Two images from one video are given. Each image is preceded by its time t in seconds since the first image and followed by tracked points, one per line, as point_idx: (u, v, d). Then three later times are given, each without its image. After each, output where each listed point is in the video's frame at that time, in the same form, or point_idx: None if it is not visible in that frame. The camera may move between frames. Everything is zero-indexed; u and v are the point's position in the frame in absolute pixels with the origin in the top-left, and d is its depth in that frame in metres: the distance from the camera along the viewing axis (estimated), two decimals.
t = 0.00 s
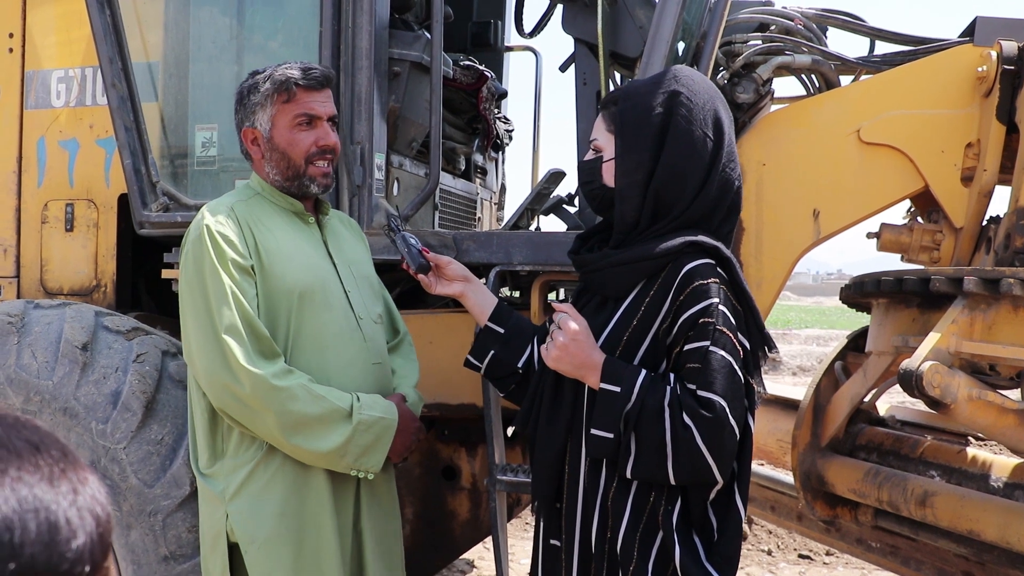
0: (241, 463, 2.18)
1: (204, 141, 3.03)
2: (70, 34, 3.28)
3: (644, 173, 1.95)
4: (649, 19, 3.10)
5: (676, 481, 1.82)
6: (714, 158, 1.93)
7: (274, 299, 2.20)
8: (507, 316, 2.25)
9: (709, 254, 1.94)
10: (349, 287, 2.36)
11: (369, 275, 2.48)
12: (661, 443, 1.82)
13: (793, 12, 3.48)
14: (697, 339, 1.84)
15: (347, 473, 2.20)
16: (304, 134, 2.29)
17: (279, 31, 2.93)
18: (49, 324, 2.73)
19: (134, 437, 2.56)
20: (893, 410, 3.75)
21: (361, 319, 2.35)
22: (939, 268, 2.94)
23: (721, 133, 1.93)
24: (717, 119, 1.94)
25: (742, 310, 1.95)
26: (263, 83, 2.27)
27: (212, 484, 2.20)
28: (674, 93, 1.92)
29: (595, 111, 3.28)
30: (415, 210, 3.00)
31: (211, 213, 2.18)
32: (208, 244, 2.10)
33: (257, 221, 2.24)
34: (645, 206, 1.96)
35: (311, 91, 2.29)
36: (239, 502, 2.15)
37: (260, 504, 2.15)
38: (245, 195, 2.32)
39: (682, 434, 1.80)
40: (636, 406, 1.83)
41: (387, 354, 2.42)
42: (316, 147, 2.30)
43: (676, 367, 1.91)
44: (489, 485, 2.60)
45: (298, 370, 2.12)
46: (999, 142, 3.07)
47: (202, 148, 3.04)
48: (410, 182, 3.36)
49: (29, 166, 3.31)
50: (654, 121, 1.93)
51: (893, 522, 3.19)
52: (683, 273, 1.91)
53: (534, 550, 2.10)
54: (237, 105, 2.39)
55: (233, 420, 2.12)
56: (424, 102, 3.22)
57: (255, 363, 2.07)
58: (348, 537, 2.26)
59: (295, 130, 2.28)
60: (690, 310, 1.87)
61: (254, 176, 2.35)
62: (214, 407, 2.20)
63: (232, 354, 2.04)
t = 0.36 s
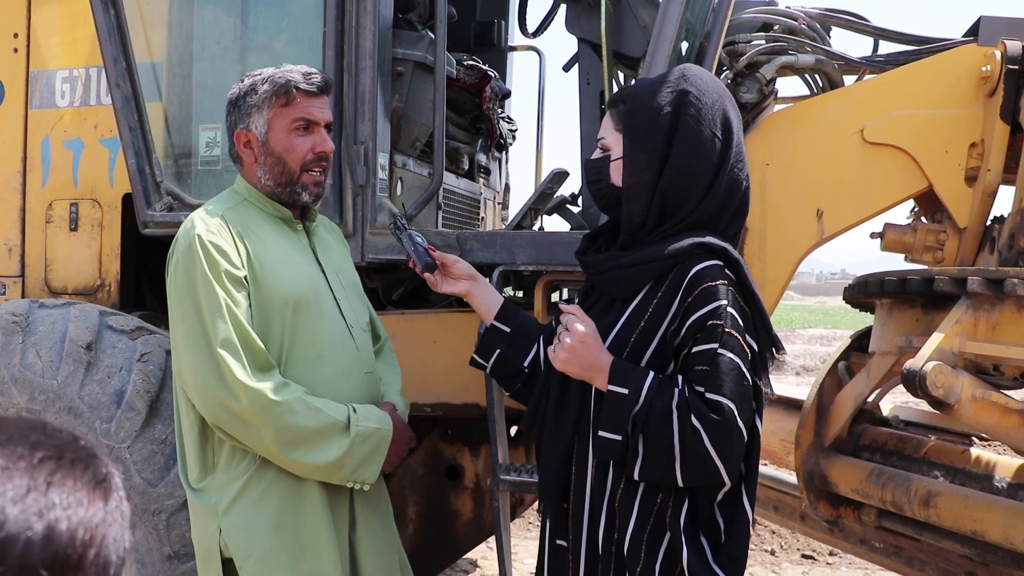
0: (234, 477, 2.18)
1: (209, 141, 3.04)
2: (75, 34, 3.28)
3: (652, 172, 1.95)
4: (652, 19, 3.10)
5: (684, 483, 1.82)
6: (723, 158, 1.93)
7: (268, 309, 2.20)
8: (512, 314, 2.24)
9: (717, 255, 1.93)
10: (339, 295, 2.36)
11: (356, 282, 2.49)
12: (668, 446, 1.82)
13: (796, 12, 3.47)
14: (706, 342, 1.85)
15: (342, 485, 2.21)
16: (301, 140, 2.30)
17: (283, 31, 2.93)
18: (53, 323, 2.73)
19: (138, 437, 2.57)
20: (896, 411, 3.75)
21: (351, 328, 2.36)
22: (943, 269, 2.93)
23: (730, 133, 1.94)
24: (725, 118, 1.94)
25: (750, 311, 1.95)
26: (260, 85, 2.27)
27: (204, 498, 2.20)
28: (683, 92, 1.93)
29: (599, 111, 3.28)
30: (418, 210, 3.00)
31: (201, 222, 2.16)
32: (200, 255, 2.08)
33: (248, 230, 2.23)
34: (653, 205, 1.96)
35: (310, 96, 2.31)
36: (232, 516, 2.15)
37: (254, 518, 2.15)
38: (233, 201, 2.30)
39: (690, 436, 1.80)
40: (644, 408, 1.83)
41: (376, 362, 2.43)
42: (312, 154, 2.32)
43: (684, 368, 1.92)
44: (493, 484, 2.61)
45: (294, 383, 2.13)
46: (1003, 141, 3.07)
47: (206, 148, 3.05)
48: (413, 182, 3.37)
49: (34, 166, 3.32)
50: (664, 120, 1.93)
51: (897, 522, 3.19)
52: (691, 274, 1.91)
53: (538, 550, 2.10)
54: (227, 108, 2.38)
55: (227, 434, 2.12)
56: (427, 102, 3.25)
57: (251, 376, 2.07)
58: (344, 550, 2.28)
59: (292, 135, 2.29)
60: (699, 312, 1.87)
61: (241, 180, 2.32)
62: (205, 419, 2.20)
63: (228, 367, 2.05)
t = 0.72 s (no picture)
0: (231, 485, 2.18)
1: (209, 145, 3.05)
2: (77, 38, 3.29)
3: (654, 176, 1.95)
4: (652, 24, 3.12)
5: (689, 488, 1.83)
6: (724, 162, 1.94)
7: (262, 316, 2.19)
8: (513, 319, 2.25)
9: (719, 260, 1.94)
10: (330, 298, 2.37)
11: (345, 283, 2.50)
12: (673, 452, 1.83)
13: (795, 15, 3.46)
14: (709, 347, 1.85)
15: (340, 488, 2.23)
16: (284, 142, 2.30)
17: (284, 35, 2.94)
18: (54, 327, 2.74)
19: (139, 440, 2.57)
20: (897, 414, 3.76)
21: (343, 330, 2.37)
22: (943, 272, 2.94)
23: (731, 137, 1.94)
24: (726, 122, 1.95)
25: (752, 315, 1.96)
26: (244, 86, 2.28)
27: (201, 506, 2.20)
28: (684, 96, 1.93)
29: (598, 115, 3.28)
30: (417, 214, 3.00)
31: (189, 229, 2.15)
32: (190, 265, 2.08)
33: (236, 236, 2.23)
34: (654, 210, 1.97)
35: (294, 98, 2.31)
36: (230, 525, 2.15)
37: (253, 526, 2.15)
38: (219, 207, 2.30)
39: (694, 440, 1.81)
40: (648, 413, 1.83)
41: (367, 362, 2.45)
42: (294, 156, 2.32)
43: (688, 374, 1.92)
44: (493, 488, 2.61)
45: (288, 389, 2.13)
46: (1002, 145, 3.08)
47: (206, 152, 3.06)
48: (413, 186, 3.37)
49: (36, 170, 3.33)
50: (664, 124, 1.93)
51: (897, 525, 3.19)
52: (694, 280, 1.91)
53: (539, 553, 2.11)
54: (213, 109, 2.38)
55: (223, 442, 2.12)
56: (427, 106, 3.24)
57: (245, 385, 2.07)
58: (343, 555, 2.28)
59: (274, 137, 2.29)
60: (702, 318, 1.88)
61: (225, 184, 2.34)
62: (198, 428, 2.20)
63: (222, 377, 2.05)
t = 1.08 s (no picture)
0: (232, 484, 2.19)
1: (210, 147, 3.05)
2: (78, 40, 3.30)
3: (653, 178, 1.96)
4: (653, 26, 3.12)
5: (689, 489, 1.84)
6: (723, 164, 1.94)
7: (261, 317, 2.20)
8: (514, 322, 2.25)
9: (719, 262, 1.94)
10: (331, 300, 2.38)
11: (346, 284, 2.50)
12: (674, 453, 1.83)
13: (796, 18, 3.47)
14: (710, 348, 1.86)
15: (339, 489, 2.23)
16: (283, 143, 2.31)
17: (285, 36, 2.94)
18: (55, 328, 2.75)
19: (139, 441, 2.57)
20: (897, 416, 3.77)
21: (343, 331, 2.37)
22: (943, 274, 2.95)
23: (730, 139, 1.95)
24: (725, 125, 1.96)
25: (751, 317, 1.97)
26: (241, 90, 2.28)
27: (202, 507, 2.20)
28: (683, 98, 1.94)
29: (599, 117, 3.29)
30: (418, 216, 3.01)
31: (189, 232, 2.16)
32: (190, 267, 2.09)
33: (237, 238, 2.23)
34: (653, 212, 1.97)
35: (292, 99, 2.32)
36: (231, 524, 2.16)
37: (254, 525, 2.16)
38: (220, 209, 2.30)
39: (695, 441, 1.82)
40: (649, 415, 1.84)
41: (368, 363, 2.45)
42: (294, 157, 2.32)
43: (688, 375, 1.93)
44: (493, 489, 2.61)
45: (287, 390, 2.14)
46: (1001, 148, 3.08)
47: (207, 153, 3.06)
48: (414, 187, 3.38)
49: (37, 171, 3.34)
50: (665, 126, 1.94)
51: (897, 527, 3.20)
52: (694, 282, 1.92)
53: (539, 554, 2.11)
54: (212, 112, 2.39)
55: (222, 442, 2.13)
56: (428, 108, 3.24)
57: (244, 386, 2.08)
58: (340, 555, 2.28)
59: (273, 138, 2.30)
60: (702, 319, 1.88)
61: (228, 186, 2.35)
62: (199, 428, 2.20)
63: (221, 378, 2.06)
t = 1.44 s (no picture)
0: (229, 485, 2.19)
1: (210, 149, 3.06)
2: (77, 42, 3.30)
3: (651, 180, 1.96)
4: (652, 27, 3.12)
5: (689, 488, 1.84)
6: (720, 167, 1.95)
7: (262, 317, 2.20)
8: (511, 325, 2.25)
9: (718, 263, 1.95)
10: (331, 302, 2.38)
11: (347, 287, 2.50)
12: (673, 452, 1.84)
13: (795, 19, 3.48)
14: (709, 348, 1.86)
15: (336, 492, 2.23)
16: (289, 143, 2.32)
17: (283, 38, 2.95)
18: (56, 330, 2.75)
19: (140, 443, 2.57)
20: (896, 417, 3.77)
21: (343, 334, 2.38)
22: (942, 275, 2.95)
23: (727, 142, 1.96)
24: (722, 127, 1.96)
25: (749, 317, 1.97)
26: (246, 90, 2.29)
27: (200, 506, 2.20)
28: (680, 101, 1.94)
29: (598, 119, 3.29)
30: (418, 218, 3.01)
31: (193, 230, 2.16)
32: (193, 265, 2.09)
33: (239, 237, 2.24)
34: (651, 213, 1.97)
35: (297, 100, 2.33)
36: (228, 524, 2.16)
37: (251, 526, 2.16)
38: (223, 208, 2.30)
39: (695, 440, 1.82)
40: (648, 414, 1.84)
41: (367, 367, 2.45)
42: (300, 157, 2.33)
43: (687, 375, 1.93)
44: (494, 491, 2.62)
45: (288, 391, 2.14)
46: (1000, 149, 3.09)
47: (208, 155, 3.07)
48: (414, 189, 3.38)
49: (37, 172, 3.34)
50: (662, 129, 1.94)
51: (897, 528, 3.20)
52: (693, 281, 1.92)
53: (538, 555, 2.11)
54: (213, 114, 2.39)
55: (221, 442, 2.13)
56: (428, 110, 3.28)
57: (244, 385, 2.08)
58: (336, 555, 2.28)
59: (279, 139, 2.30)
60: (702, 318, 1.89)
61: (231, 186, 2.35)
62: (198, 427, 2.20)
63: (222, 377, 2.06)
